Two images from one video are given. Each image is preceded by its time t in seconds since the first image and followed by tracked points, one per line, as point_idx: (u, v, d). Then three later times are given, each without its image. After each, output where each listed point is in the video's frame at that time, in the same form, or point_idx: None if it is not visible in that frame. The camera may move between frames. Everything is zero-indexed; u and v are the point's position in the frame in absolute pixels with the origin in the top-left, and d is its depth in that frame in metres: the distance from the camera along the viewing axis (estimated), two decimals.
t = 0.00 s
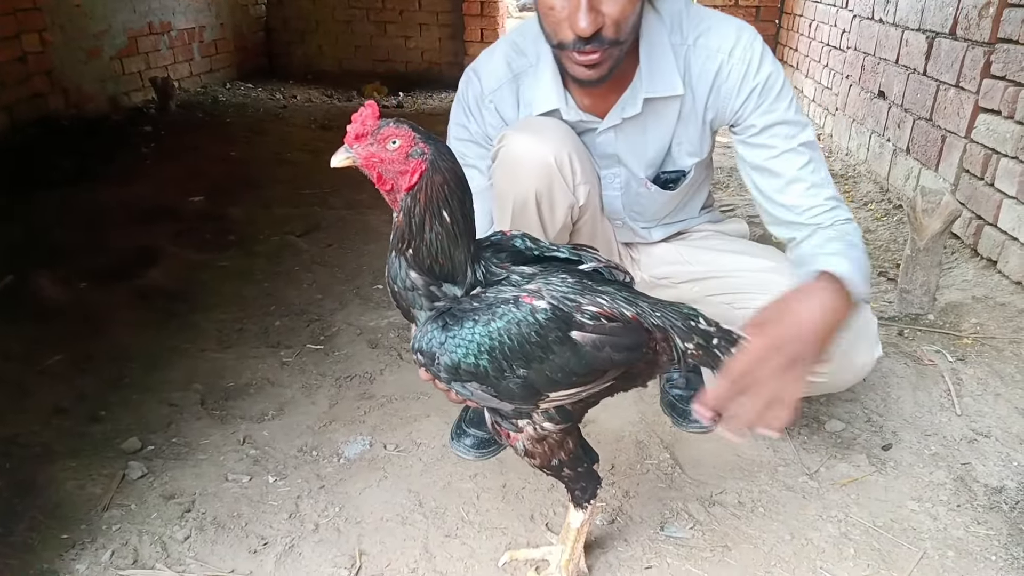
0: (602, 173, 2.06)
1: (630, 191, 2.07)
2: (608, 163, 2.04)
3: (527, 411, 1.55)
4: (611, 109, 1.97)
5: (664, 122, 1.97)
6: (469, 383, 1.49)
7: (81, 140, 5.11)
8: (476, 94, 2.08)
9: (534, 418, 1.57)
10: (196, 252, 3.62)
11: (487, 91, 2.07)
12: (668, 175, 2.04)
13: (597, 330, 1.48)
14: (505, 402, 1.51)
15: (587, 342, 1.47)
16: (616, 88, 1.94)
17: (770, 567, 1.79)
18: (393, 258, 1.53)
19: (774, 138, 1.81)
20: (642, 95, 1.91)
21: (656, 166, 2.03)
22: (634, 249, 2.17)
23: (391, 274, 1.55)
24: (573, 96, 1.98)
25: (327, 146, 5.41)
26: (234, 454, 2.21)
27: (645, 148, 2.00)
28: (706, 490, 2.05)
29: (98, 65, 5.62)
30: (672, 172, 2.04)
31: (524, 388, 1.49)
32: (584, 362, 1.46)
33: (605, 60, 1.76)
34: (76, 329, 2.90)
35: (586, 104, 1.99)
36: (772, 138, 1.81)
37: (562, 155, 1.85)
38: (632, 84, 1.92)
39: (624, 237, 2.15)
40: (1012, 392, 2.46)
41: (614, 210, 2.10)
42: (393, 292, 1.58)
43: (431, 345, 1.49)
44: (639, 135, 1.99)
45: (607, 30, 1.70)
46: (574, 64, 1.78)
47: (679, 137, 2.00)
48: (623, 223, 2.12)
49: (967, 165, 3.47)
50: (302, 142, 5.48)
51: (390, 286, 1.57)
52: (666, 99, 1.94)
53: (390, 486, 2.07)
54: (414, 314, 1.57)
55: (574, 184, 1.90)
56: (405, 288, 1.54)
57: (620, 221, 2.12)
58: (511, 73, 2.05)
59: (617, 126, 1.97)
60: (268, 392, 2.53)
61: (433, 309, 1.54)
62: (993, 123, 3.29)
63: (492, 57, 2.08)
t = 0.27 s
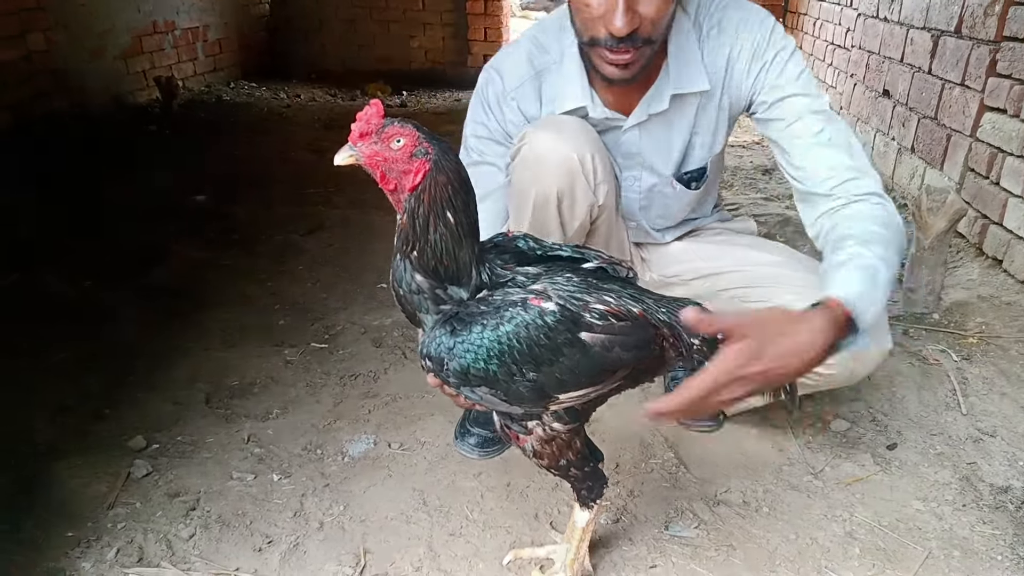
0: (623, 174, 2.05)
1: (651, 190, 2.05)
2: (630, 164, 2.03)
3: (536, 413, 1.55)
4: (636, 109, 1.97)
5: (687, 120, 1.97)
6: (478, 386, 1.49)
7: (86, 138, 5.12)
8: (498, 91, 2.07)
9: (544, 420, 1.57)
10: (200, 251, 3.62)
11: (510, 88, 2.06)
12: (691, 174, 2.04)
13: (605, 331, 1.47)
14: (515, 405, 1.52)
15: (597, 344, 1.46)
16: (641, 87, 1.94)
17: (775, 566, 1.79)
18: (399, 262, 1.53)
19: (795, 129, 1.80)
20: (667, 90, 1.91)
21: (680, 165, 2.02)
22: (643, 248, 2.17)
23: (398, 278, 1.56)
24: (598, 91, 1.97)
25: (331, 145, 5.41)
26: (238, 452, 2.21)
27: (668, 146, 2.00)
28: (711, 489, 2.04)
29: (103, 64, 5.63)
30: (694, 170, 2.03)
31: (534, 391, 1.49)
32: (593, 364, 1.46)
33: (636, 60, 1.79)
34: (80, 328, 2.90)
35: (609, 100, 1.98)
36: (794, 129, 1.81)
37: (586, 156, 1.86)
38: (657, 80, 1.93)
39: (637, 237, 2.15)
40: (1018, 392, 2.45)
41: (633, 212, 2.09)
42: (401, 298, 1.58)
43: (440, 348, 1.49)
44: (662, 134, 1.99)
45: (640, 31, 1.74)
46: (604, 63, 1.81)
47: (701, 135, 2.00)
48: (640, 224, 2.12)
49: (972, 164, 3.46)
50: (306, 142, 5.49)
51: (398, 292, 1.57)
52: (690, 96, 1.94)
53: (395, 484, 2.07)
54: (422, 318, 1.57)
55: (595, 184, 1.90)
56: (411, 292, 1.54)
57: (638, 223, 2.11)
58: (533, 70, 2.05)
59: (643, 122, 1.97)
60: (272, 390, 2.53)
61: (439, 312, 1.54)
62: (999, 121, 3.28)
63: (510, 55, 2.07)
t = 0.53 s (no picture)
0: (637, 155, 2.03)
1: (666, 178, 2.02)
2: (645, 146, 2.01)
3: (557, 399, 1.55)
4: (661, 83, 1.94)
5: (704, 101, 1.96)
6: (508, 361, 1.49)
7: (89, 133, 5.13)
8: (521, 48, 2.04)
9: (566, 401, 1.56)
10: (202, 246, 3.63)
11: (535, 46, 2.03)
12: (706, 159, 2.01)
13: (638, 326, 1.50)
14: (542, 387, 1.53)
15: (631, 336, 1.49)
16: (666, 63, 1.92)
17: (776, 561, 1.79)
18: (429, 232, 1.52)
19: (808, 127, 1.80)
20: (693, 67, 1.91)
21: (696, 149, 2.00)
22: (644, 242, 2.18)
23: (424, 247, 1.54)
24: (623, 64, 1.95)
25: (334, 141, 5.41)
26: (240, 445, 2.21)
27: (685, 128, 1.98)
28: (712, 484, 2.04)
29: (107, 60, 5.64)
30: (711, 154, 2.01)
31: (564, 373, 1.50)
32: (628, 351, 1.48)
33: (670, 33, 1.80)
34: (83, 321, 2.90)
35: (632, 73, 1.95)
36: (805, 126, 1.81)
37: (586, 147, 1.86)
38: (683, 58, 1.92)
39: (640, 225, 2.14)
40: (1020, 389, 2.45)
41: (642, 195, 2.05)
42: (428, 268, 1.56)
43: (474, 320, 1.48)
44: (682, 115, 1.97)
45: (678, 9, 1.73)
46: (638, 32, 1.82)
47: (718, 118, 1.99)
48: (647, 209, 2.08)
49: (976, 161, 3.46)
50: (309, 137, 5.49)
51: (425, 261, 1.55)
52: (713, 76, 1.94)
53: (396, 477, 2.07)
54: (448, 291, 1.56)
55: (595, 176, 1.91)
56: (440, 258, 1.53)
57: (646, 207, 2.07)
58: (560, 33, 2.02)
59: (663, 100, 1.95)
60: (274, 384, 2.54)
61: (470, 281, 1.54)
62: (1003, 118, 3.27)
63: (540, 15, 2.05)
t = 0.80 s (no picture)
0: (650, 111, 2.01)
1: (680, 137, 2.01)
2: (659, 101, 1.99)
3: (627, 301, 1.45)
4: (678, 38, 1.91)
5: (723, 59, 1.94)
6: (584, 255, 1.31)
7: (81, 102, 5.07)
8: None
9: (622, 304, 1.46)
10: (196, 216, 3.60)
11: None
12: (717, 117, 2.01)
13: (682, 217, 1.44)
14: (623, 290, 1.40)
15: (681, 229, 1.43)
16: (688, 15, 1.86)
17: (768, 529, 1.81)
18: (453, 136, 1.32)
19: (826, 95, 1.87)
20: (713, 23, 1.88)
21: (710, 105, 1.99)
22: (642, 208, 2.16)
23: (450, 156, 1.35)
24: (644, 15, 1.89)
25: (329, 113, 5.37)
26: (235, 413, 2.21)
27: (701, 85, 1.97)
28: (705, 455, 2.06)
29: (99, 28, 5.56)
30: (726, 111, 2.01)
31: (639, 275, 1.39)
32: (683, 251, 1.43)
33: None
34: (76, 289, 2.89)
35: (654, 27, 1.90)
36: (826, 92, 1.87)
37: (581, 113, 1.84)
38: (704, 9, 1.88)
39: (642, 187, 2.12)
40: (1012, 365, 2.47)
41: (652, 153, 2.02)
42: (461, 180, 1.37)
43: (534, 219, 1.33)
44: (699, 71, 1.95)
45: None
46: None
47: (735, 77, 1.98)
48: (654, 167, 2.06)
49: (974, 139, 3.45)
50: (304, 109, 5.44)
51: (457, 172, 1.36)
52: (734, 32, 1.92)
53: (391, 445, 2.08)
54: (490, 199, 1.36)
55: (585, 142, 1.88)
56: (482, 169, 1.33)
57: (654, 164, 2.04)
58: None
59: (681, 55, 1.92)
60: (269, 353, 2.54)
61: (527, 189, 1.33)
62: (1002, 96, 3.26)
63: None
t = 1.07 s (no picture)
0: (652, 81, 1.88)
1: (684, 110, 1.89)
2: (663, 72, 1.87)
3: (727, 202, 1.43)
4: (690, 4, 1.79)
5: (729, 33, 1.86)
6: (705, 146, 1.25)
7: (77, 87, 5.04)
8: None
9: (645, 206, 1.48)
10: (194, 201, 3.59)
11: None
12: (721, 90, 1.92)
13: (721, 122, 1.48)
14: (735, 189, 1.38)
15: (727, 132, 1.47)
16: None
17: (767, 508, 1.81)
18: (553, 71, 1.23)
19: (808, 84, 1.86)
20: None
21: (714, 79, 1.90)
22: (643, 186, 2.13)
23: (545, 100, 1.23)
24: None
25: (326, 96, 5.33)
26: (235, 397, 2.22)
27: (707, 57, 1.87)
28: (704, 435, 2.06)
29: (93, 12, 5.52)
30: (730, 85, 1.93)
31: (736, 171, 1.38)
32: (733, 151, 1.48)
33: None
34: (74, 274, 2.88)
35: None
36: (810, 82, 1.86)
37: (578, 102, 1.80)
38: None
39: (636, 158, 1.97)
40: (1012, 343, 2.47)
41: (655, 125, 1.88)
42: (561, 122, 1.24)
43: (647, 131, 1.28)
44: (705, 44, 1.85)
45: None
46: None
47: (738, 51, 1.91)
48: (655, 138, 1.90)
49: (975, 117, 3.43)
50: (301, 92, 5.41)
51: (562, 111, 1.23)
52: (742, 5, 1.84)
53: (391, 428, 2.09)
54: (590, 131, 1.26)
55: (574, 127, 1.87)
56: (587, 91, 1.24)
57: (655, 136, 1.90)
58: None
59: (690, 25, 1.82)
60: (269, 337, 2.54)
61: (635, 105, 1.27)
62: (1004, 73, 3.24)
63: None
